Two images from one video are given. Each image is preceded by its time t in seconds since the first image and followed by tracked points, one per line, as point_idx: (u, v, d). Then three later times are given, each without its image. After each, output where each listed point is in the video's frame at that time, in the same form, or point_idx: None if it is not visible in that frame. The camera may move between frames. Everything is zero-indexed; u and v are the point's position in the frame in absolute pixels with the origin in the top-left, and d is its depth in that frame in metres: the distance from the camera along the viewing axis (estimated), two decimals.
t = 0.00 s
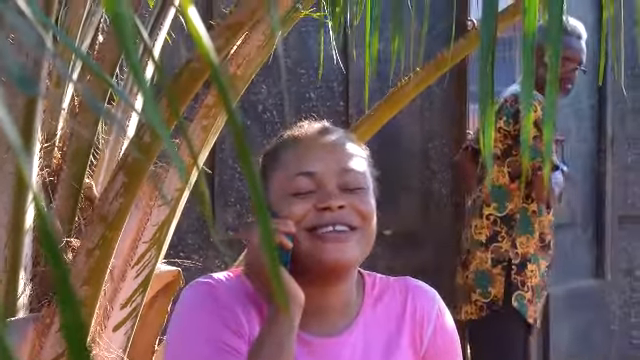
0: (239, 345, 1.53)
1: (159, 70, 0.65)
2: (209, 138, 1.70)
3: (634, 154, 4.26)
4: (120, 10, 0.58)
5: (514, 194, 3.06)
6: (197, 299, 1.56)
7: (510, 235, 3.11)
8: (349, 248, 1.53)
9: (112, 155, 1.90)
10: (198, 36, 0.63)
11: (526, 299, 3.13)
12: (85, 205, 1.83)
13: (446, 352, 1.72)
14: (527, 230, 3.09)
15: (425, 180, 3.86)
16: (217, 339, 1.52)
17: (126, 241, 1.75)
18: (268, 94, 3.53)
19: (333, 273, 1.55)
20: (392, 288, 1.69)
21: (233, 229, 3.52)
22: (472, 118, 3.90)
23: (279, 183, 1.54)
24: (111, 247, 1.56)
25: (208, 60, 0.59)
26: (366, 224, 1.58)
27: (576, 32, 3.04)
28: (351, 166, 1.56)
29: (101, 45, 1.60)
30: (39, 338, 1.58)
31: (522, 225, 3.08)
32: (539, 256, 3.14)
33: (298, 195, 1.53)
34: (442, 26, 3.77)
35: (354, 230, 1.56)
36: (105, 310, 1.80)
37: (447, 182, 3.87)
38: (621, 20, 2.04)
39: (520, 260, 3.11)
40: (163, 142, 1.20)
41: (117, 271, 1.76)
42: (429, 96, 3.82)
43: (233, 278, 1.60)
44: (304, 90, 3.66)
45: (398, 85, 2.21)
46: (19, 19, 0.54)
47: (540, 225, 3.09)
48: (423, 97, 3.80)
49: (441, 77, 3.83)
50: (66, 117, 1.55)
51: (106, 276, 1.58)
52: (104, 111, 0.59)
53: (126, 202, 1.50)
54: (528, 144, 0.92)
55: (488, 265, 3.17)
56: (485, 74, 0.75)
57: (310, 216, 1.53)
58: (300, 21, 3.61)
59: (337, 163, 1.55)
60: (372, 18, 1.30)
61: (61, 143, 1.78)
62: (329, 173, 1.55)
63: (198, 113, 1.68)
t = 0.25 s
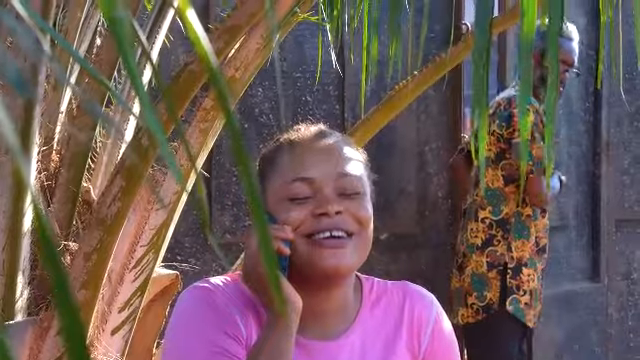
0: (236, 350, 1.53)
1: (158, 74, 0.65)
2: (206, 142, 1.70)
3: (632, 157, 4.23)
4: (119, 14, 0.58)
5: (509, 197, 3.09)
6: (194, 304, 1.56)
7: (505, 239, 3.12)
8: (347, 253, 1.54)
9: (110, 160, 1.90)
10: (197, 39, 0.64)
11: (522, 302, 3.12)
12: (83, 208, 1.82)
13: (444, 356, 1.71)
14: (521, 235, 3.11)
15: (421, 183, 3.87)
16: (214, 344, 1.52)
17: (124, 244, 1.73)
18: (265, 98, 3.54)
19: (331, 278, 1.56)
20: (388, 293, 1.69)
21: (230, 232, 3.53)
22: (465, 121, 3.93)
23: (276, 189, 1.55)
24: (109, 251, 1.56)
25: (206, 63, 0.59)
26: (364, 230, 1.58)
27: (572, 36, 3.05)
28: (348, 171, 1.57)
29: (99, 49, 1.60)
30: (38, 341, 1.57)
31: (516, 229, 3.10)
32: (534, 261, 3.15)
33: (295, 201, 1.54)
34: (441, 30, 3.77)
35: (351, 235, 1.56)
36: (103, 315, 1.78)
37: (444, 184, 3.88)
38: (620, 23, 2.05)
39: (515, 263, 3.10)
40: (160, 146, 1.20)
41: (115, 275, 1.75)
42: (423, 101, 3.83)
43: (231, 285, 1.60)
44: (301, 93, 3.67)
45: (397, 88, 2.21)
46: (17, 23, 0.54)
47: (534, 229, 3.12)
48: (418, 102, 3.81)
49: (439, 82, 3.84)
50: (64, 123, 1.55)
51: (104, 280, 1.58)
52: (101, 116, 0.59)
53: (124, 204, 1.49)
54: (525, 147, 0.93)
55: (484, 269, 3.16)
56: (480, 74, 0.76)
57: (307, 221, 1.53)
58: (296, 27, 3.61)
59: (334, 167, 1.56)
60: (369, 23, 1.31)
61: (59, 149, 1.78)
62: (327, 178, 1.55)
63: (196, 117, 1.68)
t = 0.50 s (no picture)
0: (236, 351, 1.53)
1: (158, 74, 0.65)
2: (206, 143, 1.70)
3: (631, 158, 4.22)
4: (120, 16, 0.58)
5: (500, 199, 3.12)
6: (193, 306, 1.56)
7: (496, 241, 3.17)
8: (347, 255, 1.54)
9: (110, 160, 1.90)
10: (197, 40, 0.64)
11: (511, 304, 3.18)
12: (83, 209, 1.82)
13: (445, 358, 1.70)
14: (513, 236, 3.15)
15: (420, 184, 3.87)
16: (213, 345, 1.52)
17: (124, 245, 1.73)
18: (264, 99, 3.54)
19: (331, 280, 1.56)
20: (387, 295, 1.69)
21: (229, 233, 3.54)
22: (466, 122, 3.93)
23: (276, 192, 1.55)
24: (109, 252, 1.55)
25: (206, 64, 0.59)
26: (363, 232, 1.58)
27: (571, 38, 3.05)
28: (348, 173, 1.57)
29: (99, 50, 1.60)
30: (37, 341, 1.56)
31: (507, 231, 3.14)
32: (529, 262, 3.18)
33: (294, 204, 1.54)
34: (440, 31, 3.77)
35: (351, 238, 1.56)
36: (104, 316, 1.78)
37: (442, 185, 3.88)
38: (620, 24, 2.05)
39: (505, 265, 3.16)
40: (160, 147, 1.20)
41: (115, 276, 1.75)
42: (422, 102, 3.83)
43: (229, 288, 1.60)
44: (300, 94, 3.67)
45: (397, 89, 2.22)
46: (17, 25, 0.54)
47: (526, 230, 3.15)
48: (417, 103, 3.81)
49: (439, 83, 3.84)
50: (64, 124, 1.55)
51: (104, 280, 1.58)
52: (102, 117, 0.59)
53: (124, 205, 1.48)
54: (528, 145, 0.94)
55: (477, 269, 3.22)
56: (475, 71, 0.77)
57: (307, 225, 1.54)
58: (295, 28, 3.62)
59: (333, 169, 1.56)
60: (369, 26, 1.31)
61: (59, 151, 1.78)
62: (327, 180, 1.55)
63: (196, 118, 1.68)
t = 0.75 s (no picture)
0: (237, 352, 1.53)
1: (157, 74, 0.65)
2: (205, 143, 1.70)
3: (630, 157, 4.22)
4: (120, 16, 0.58)
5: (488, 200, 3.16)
6: (193, 307, 1.56)
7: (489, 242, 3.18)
8: (346, 255, 1.54)
9: (109, 160, 1.91)
10: (196, 40, 0.64)
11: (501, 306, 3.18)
12: (82, 209, 1.82)
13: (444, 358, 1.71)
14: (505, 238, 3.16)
15: (419, 184, 3.87)
16: (215, 345, 1.52)
17: (124, 245, 1.73)
18: (263, 98, 3.54)
19: (330, 280, 1.56)
20: (386, 295, 1.69)
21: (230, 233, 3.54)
22: (466, 122, 3.93)
23: (273, 194, 1.54)
24: (108, 252, 1.55)
25: (206, 65, 0.59)
26: (362, 234, 1.59)
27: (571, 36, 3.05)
28: (345, 174, 1.57)
29: (99, 49, 1.59)
30: (37, 341, 1.57)
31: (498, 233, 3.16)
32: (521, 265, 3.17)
33: (293, 206, 1.53)
34: (440, 31, 3.77)
35: (350, 239, 1.56)
36: (103, 315, 1.78)
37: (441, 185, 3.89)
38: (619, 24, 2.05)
39: (496, 266, 3.16)
40: (159, 148, 1.20)
41: (115, 276, 1.75)
42: (422, 102, 3.83)
43: (230, 290, 1.60)
44: (300, 94, 3.67)
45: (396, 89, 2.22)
46: (16, 24, 0.54)
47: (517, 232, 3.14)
48: (416, 103, 3.81)
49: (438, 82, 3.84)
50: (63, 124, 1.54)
51: (104, 280, 1.58)
52: (101, 117, 0.59)
53: (123, 205, 1.48)
54: (528, 147, 0.94)
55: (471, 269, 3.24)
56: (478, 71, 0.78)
57: (306, 227, 1.53)
58: (295, 27, 3.63)
59: (332, 170, 1.55)
60: (369, 26, 1.31)
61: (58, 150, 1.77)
62: (325, 181, 1.55)
63: (196, 118, 1.68)
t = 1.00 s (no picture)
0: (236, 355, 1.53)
1: (156, 73, 0.65)
2: (205, 143, 1.69)
3: (631, 157, 4.24)
4: (119, 16, 0.58)
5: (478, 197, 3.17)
6: (191, 308, 1.56)
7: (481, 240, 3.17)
8: (346, 257, 1.55)
9: (109, 160, 1.90)
10: (196, 38, 0.64)
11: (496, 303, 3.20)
12: (82, 209, 1.82)
13: (440, 349, 1.73)
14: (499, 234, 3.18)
15: (419, 184, 3.87)
16: (213, 348, 1.52)
17: (124, 245, 1.73)
18: (263, 98, 3.54)
19: (329, 281, 1.56)
20: (382, 290, 1.70)
21: (230, 234, 3.55)
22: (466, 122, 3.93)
23: (274, 195, 1.52)
24: (108, 252, 1.55)
25: (206, 65, 0.59)
26: (362, 238, 1.58)
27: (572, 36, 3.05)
28: (348, 177, 1.55)
29: (99, 49, 1.59)
30: (37, 341, 1.57)
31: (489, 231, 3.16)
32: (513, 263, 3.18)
33: (294, 208, 1.52)
34: (440, 31, 3.77)
35: (350, 243, 1.56)
36: (103, 315, 1.78)
37: (442, 185, 3.89)
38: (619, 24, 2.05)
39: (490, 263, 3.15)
40: (159, 148, 1.20)
41: (114, 276, 1.75)
42: (422, 102, 3.83)
43: (227, 290, 1.60)
44: (300, 94, 3.67)
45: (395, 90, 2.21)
46: (16, 24, 0.54)
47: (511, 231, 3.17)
48: (416, 103, 3.81)
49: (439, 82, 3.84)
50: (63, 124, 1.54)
51: (104, 280, 1.58)
52: (102, 118, 0.59)
53: (123, 205, 1.48)
54: (526, 145, 0.94)
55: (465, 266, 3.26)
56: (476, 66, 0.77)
57: (307, 230, 1.52)
58: (295, 27, 3.62)
59: (336, 172, 1.54)
60: (369, 26, 1.31)
61: (58, 150, 1.77)
62: (327, 184, 1.53)
63: (196, 118, 1.68)
